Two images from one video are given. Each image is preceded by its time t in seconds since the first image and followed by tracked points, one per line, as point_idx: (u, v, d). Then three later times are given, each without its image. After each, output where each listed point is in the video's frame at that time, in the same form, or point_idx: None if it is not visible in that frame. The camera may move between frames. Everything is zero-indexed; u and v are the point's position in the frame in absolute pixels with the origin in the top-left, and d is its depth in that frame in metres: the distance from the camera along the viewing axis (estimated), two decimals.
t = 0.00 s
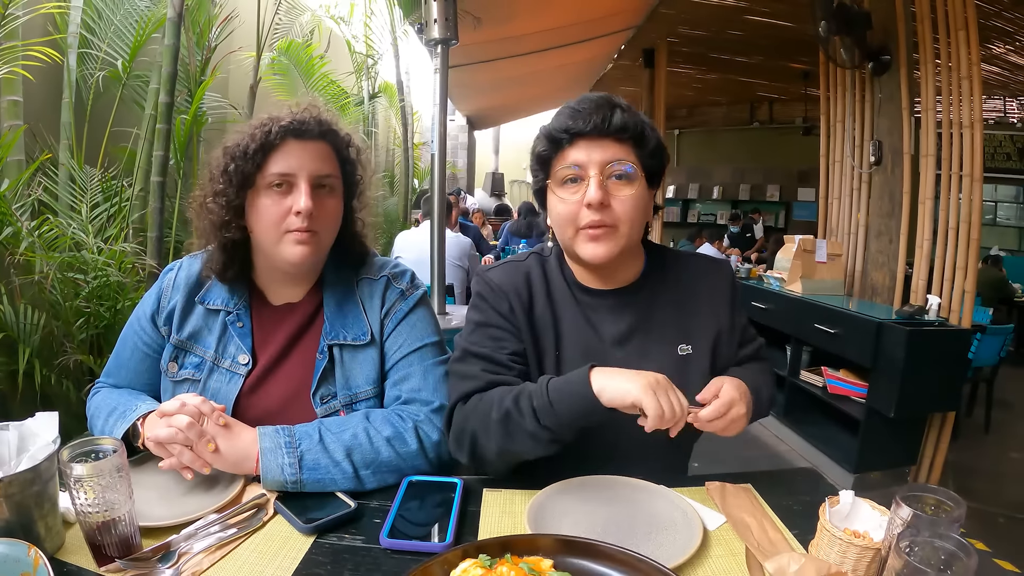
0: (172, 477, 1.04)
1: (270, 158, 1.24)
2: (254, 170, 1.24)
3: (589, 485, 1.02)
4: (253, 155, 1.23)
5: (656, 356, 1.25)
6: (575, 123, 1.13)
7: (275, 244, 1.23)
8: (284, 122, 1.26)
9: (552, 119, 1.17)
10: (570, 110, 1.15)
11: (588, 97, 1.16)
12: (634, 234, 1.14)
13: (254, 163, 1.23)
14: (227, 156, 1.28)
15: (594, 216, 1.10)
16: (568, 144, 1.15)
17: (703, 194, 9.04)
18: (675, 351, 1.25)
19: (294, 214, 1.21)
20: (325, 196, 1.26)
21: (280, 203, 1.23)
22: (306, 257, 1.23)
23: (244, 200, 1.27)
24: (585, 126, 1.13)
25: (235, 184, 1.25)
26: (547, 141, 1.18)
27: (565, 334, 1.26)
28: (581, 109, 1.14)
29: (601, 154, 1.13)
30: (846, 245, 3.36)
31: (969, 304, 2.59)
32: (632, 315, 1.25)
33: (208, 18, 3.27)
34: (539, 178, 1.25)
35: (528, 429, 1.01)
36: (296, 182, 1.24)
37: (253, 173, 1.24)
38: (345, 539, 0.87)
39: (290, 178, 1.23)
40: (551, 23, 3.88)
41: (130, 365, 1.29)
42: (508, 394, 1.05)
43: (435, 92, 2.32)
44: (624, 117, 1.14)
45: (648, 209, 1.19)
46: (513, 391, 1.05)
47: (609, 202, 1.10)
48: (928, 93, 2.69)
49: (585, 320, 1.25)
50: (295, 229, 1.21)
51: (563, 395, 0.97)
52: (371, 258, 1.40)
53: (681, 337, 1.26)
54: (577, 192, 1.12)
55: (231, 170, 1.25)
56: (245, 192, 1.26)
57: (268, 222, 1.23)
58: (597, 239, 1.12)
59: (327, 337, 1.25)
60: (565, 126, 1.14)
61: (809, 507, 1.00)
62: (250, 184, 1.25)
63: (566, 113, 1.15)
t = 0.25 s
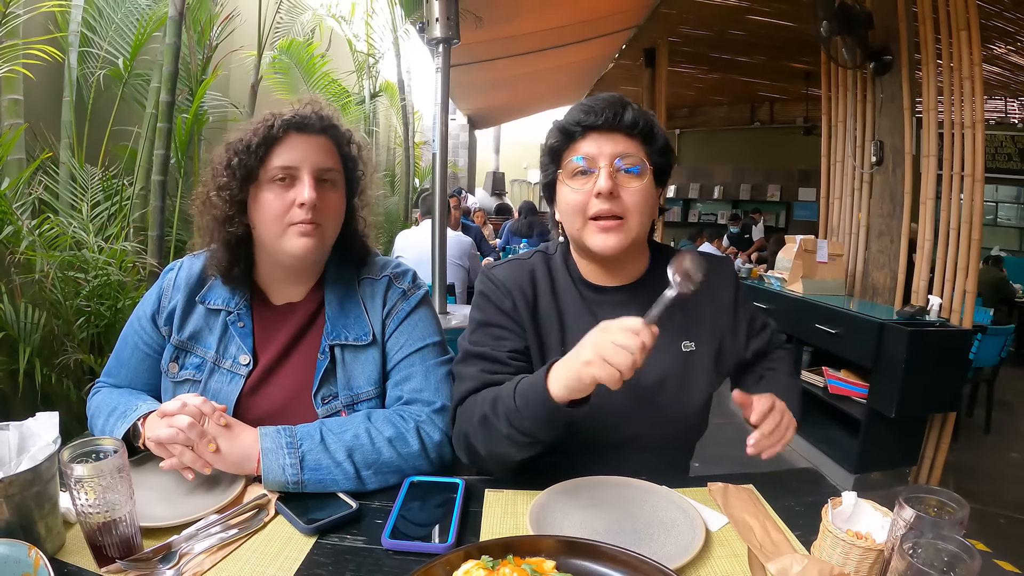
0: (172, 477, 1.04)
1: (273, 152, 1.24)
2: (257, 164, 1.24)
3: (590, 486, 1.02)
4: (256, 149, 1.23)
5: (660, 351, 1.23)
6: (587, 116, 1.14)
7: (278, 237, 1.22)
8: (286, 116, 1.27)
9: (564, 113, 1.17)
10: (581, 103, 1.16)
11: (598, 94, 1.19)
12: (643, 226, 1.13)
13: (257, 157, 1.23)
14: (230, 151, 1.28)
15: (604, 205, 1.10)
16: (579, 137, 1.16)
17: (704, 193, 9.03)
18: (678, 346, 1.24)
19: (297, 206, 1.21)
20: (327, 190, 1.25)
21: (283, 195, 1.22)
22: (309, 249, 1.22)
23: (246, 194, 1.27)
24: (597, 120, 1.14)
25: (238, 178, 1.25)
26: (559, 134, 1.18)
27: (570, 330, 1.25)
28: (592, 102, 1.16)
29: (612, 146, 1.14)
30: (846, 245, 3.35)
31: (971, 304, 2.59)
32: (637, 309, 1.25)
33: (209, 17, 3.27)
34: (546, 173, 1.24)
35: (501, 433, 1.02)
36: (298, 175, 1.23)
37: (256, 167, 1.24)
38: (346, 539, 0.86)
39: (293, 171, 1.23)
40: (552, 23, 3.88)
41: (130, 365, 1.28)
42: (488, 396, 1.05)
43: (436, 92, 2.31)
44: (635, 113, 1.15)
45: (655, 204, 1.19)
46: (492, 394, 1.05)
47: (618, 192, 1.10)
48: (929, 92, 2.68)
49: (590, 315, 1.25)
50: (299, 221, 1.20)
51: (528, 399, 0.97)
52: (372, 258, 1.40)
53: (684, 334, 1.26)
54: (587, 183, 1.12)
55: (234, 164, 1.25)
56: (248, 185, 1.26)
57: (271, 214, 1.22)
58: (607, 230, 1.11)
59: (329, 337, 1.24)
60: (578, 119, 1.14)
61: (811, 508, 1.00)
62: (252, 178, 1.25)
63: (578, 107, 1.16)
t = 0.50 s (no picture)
0: (171, 476, 1.04)
1: (272, 157, 1.23)
2: (256, 170, 1.23)
3: (590, 485, 1.02)
4: (255, 154, 1.23)
5: (654, 351, 1.24)
6: (575, 132, 1.12)
7: (279, 242, 1.22)
8: (285, 120, 1.26)
9: (551, 125, 1.15)
10: (570, 116, 1.13)
11: (587, 103, 1.15)
12: (635, 240, 1.16)
13: (256, 163, 1.23)
14: (228, 156, 1.27)
15: (593, 225, 1.12)
16: (568, 153, 1.14)
17: (704, 193, 9.03)
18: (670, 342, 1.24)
19: (298, 212, 1.20)
20: (327, 195, 1.25)
21: (283, 201, 1.22)
22: (311, 254, 1.23)
23: (246, 200, 1.27)
24: (585, 135, 1.12)
25: (238, 184, 1.25)
26: (546, 149, 1.17)
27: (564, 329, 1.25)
28: (582, 117, 1.13)
29: (601, 162, 1.13)
30: (847, 245, 3.35)
31: (971, 304, 2.59)
32: (628, 308, 1.24)
33: (209, 16, 3.27)
34: (537, 183, 1.24)
35: (478, 426, 1.00)
36: (298, 181, 1.23)
37: (255, 173, 1.23)
38: (346, 538, 0.86)
39: (293, 176, 1.23)
40: (553, 21, 3.88)
41: (130, 363, 1.28)
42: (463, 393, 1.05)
43: (436, 90, 2.31)
44: (625, 125, 1.13)
45: (647, 213, 1.20)
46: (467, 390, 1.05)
47: (608, 212, 1.12)
48: (931, 93, 2.68)
49: (582, 314, 1.25)
50: (300, 227, 1.21)
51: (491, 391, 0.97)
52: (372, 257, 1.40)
53: (676, 329, 1.26)
54: (575, 201, 1.13)
55: (233, 170, 1.25)
56: (248, 190, 1.26)
57: (271, 219, 1.22)
58: (597, 248, 1.14)
59: (328, 335, 1.24)
60: (565, 134, 1.13)
61: (811, 507, 1.00)
62: (252, 184, 1.25)
63: (566, 120, 1.13)
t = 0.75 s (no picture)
0: (175, 476, 1.04)
1: (276, 156, 1.23)
2: (260, 169, 1.23)
3: (593, 485, 1.01)
4: (260, 153, 1.23)
5: (638, 376, 1.24)
6: (578, 137, 1.12)
7: (284, 242, 1.22)
8: (288, 119, 1.25)
9: (555, 130, 1.15)
10: (574, 120, 1.13)
11: (593, 109, 1.15)
12: (635, 263, 1.15)
13: (260, 162, 1.23)
14: (232, 155, 1.27)
15: (593, 243, 1.11)
16: (569, 158, 1.14)
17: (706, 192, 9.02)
18: (655, 367, 1.24)
19: (304, 210, 1.21)
20: (332, 192, 1.26)
21: (288, 200, 1.22)
22: (317, 252, 1.23)
23: (250, 200, 1.27)
24: (589, 141, 1.12)
25: (243, 184, 1.25)
26: (548, 153, 1.17)
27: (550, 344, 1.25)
28: (586, 122, 1.12)
29: (605, 173, 1.12)
30: (850, 245, 3.34)
31: (974, 304, 2.58)
32: (614, 331, 1.23)
33: (212, 15, 3.27)
34: (537, 187, 1.24)
35: (463, 453, 0.97)
36: (304, 179, 1.23)
37: (259, 172, 1.23)
38: (349, 539, 0.86)
39: (298, 175, 1.23)
40: (554, 21, 3.87)
41: (133, 362, 1.28)
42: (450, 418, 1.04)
43: (438, 90, 2.31)
44: (633, 134, 1.13)
45: (653, 233, 1.20)
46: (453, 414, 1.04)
47: (609, 228, 1.11)
48: (934, 93, 2.66)
49: (566, 335, 1.25)
50: (305, 225, 1.21)
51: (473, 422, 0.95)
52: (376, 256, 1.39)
53: (663, 354, 1.25)
54: (574, 214, 1.12)
55: (238, 169, 1.25)
56: (253, 190, 1.25)
57: (276, 219, 1.22)
58: (594, 267, 1.13)
59: (332, 335, 1.24)
60: (568, 139, 1.12)
61: (815, 508, 0.99)
62: (256, 184, 1.24)
63: (571, 124, 1.13)
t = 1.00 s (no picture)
0: (171, 474, 1.03)
1: (272, 152, 1.22)
2: (256, 166, 1.22)
3: (593, 485, 1.00)
4: (256, 150, 1.21)
5: (622, 370, 1.23)
6: (569, 131, 1.10)
7: (281, 240, 1.21)
8: (285, 115, 1.24)
9: (544, 121, 1.12)
10: (565, 114, 1.11)
11: (585, 102, 1.13)
12: (624, 259, 1.16)
13: (257, 159, 1.21)
14: (228, 153, 1.25)
15: (582, 241, 1.10)
16: (559, 152, 1.12)
17: (708, 190, 8.99)
18: (640, 362, 1.23)
19: (301, 208, 1.20)
20: (330, 189, 1.25)
21: (285, 197, 1.21)
22: (314, 251, 1.22)
23: (247, 197, 1.26)
24: (580, 135, 1.10)
25: (239, 181, 1.24)
26: (536, 145, 1.14)
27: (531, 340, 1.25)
28: (579, 116, 1.10)
29: (595, 168, 1.11)
30: (852, 242, 3.32)
31: (978, 303, 2.56)
32: (599, 325, 1.22)
33: (211, 12, 3.26)
34: (521, 178, 1.22)
35: (464, 463, 0.94)
36: (301, 176, 1.22)
37: (256, 169, 1.22)
38: (345, 538, 0.85)
39: (295, 172, 1.22)
40: (556, 18, 3.86)
41: (130, 360, 1.28)
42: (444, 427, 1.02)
43: (438, 86, 2.29)
44: (626, 129, 1.11)
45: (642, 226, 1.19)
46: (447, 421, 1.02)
47: (600, 226, 1.10)
48: (937, 90, 2.64)
49: (547, 328, 1.25)
50: (302, 223, 1.20)
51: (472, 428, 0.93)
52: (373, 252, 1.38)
53: (648, 348, 1.24)
54: (564, 211, 1.11)
55: (234, 166, 1.23)
56: (249, 188, 1.24)
57: (273, 216, 1.21)
58: (584, 266, 1.13)
59: (329, 332, 1.23)
60: (558, 132, 1.10)
61: (818, 508, 0.98)
62: (253, 181, 1.23)
63: (561, 117, 1.11)
